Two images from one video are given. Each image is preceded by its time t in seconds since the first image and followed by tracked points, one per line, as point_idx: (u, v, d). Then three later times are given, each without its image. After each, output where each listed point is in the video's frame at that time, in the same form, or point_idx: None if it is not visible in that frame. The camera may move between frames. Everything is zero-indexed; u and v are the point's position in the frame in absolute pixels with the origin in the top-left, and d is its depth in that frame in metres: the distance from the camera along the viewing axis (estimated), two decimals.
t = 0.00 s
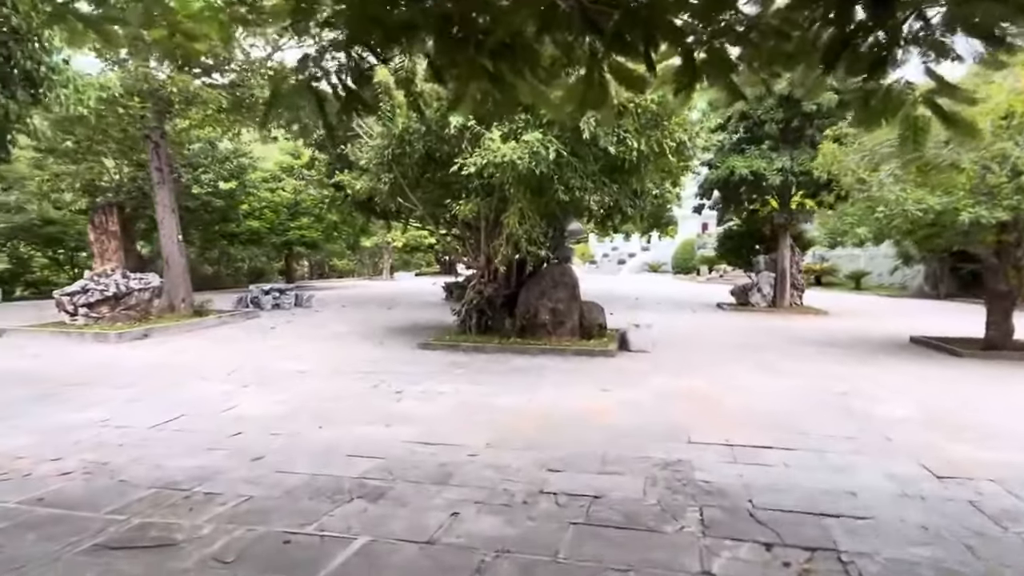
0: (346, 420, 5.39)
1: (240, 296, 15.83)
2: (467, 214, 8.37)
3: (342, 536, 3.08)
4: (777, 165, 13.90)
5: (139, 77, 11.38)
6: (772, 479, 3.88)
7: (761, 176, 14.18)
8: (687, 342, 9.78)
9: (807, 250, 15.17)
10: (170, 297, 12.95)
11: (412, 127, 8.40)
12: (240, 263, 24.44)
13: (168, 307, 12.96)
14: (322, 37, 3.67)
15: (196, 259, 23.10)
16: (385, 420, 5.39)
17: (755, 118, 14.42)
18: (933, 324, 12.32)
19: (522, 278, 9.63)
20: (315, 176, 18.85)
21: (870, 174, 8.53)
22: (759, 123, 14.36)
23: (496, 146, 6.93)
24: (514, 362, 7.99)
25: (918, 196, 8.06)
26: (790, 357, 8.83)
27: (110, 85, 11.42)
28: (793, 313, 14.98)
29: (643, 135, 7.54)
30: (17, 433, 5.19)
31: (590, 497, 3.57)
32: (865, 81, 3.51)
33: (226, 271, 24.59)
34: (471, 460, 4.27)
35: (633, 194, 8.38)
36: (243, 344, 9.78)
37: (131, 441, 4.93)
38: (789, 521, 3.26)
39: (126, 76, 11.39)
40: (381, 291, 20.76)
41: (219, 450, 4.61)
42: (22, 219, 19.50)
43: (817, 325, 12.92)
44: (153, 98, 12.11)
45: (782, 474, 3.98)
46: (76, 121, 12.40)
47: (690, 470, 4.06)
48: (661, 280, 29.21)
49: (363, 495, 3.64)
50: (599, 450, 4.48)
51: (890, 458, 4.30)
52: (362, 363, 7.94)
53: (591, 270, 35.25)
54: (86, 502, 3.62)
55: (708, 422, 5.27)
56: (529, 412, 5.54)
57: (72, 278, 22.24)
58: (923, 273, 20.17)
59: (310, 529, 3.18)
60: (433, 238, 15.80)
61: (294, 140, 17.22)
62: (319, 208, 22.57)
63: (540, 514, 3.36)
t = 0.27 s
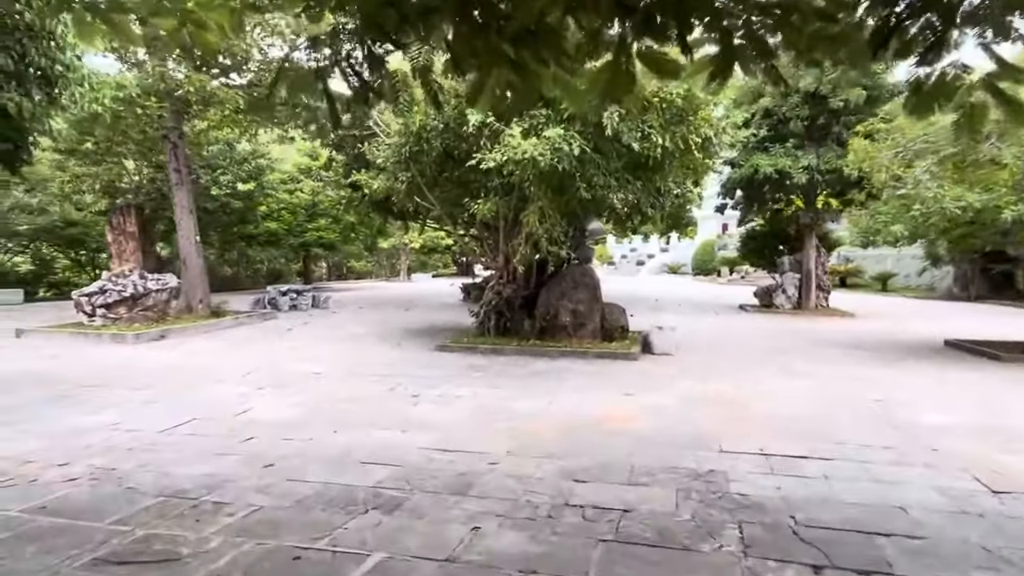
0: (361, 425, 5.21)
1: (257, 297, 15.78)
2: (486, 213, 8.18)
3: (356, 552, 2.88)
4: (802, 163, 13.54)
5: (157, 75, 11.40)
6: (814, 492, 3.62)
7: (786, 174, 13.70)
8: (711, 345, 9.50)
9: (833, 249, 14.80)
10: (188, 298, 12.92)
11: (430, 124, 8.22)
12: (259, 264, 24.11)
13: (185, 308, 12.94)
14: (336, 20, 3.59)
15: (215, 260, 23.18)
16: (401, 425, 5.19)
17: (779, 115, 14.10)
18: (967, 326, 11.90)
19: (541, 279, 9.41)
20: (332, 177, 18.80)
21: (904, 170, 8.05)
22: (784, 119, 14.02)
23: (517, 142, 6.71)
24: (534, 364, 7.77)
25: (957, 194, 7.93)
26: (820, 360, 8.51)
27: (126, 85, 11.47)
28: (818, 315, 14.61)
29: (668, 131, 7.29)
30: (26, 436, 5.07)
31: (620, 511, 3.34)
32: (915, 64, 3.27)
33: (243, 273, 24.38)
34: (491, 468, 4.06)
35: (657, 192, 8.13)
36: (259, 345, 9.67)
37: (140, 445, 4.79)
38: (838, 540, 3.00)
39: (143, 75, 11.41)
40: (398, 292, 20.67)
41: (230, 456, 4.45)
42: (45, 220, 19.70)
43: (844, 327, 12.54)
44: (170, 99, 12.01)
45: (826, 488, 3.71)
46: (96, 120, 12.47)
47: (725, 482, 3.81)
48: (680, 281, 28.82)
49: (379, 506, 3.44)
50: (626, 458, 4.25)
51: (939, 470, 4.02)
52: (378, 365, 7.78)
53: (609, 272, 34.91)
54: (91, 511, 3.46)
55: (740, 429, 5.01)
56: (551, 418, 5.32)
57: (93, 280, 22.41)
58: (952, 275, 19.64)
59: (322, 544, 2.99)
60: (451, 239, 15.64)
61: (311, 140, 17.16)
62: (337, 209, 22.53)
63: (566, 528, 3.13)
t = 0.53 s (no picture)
0: (378, 433, 5.01)
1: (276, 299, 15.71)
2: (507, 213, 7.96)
3: None
4: (830, 162, 13.13)
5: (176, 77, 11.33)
6: (866, 514, 3.35)
7: (814, 169, 13.15)
8: (738, 349, 9.20)
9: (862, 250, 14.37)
10: (206, 300, 12.87)
11: (449, 122, 8.01)
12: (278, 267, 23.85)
13: (204, 310, 12.89)
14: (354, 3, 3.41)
15: (235, 262, 23.21)
16: (421, 433, 4.98)
17: (806, 113, 13.72)
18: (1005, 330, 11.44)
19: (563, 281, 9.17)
20: (351, 179, 18.72)
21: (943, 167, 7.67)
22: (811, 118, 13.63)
23: (540, 140, 6.48)
24: (556, 369, 7.54)
25: (1001, 191, 7.60)
26: (854, 366, 8.17)
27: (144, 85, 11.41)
28: (847, 319, 14.19)
29: (695, 128, 7.01)
30: (38, 444, 4.95)
31: (656, 533, 3.10)
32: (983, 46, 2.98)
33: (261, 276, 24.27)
34: (515, 482, 3.83)
35: (683, 192, 7.86)
36: (277, 348, 9.54)
37: (151, 454, 4.63)
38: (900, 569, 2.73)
39: (162, 76, 11.33)
40: (416, 294, 20.53)
41: (242, 466, 4.28)
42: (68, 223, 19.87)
43: (875, 331, 12.14)
44: (189, 100, 11.88)
45: (879, 508, 3.44)
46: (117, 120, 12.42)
47: (767, 500, 3.55)
48: (702, 283, 28.37)
49: (397, 524, 3.24)
50: (659, 472, 4.00)
51: (1000, 488, 3.72)
52: (397, 369, 7.60)
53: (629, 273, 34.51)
54: (96, 525, 3.29)
55: (777, 441, 4.73)
56: (576, 427, 5.08)
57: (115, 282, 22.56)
58: (985, 277, 19.03)
59: (336, 566, 2.78)
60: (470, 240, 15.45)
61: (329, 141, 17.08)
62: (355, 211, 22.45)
63: (598, 551, 2.90)
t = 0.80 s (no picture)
0: (395, 440, 4.84)
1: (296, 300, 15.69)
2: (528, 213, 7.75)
3: None
4: (862, 160, 12.72)
5: (197, 78, 11.30)
6: (920, 537, 3.08)
7: (845, 171, 12.92)
8: (768, 353, 8.89)
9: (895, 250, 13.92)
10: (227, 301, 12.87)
11: (469, 120, 7.84)
12: (300, 268, 24.08)
13: (225, 312, 12.88)
14: None
15: (257, 264, 23.30)
16: (440, 441, 4.80)
17: (837, 109, 13.32)
18: None
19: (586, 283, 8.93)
20: (371, 180, 18.67)
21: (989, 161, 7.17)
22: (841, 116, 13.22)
23: (563, 136, 6.25)
24: (579, 374, 7.32)
25: None
26: (890, 371, 7.83)
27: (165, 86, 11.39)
28: (878, 321, 13.76)
29: (725, 124, 6.73)
30: (50, 449, 4.86)
31: (691, 556, 2.87)
32: None
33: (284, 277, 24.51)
34: (538, 496, 3.63)
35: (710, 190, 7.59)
36: (296, 350, 9.45)
37: (164, 462, 4.50)
38: None
39: (184, 78, 11.29)
40: (436, 295, 20.44)
41: (255, 475, 4.13)
42: (94, 225, 20.09)
43: (909, 334, 11.72)
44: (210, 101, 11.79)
45: (934, 530, 3.17)
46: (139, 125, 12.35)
47: (811, 520, 3.30)
48: (726, 284, 27.91)
49: (413, 542, 3.05)
50: (691, 487, 3.76)
51: None
52: (416, 373, 7.44)
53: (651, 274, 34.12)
54: (101, 539, 3.16)
55: (816, 452, 4.45)
56: (602, 435, 4.86)
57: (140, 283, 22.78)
58: (1022, 278, 18.39)
59: None
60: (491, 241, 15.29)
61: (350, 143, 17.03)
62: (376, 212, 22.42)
63: None
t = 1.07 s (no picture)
0: (415, 447, 4.64)
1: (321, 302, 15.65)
2: (553, 212, 7.49)
3: None
4: (903, 157, 12.19)
5: (221, 77, 11.24)
6: (989, 567, 2.78)
7: (886, 168, 12.42)
8: (805, 358, 8.51)
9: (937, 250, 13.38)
10: (252, 302, 12.85)
11: (493, 116, 7.64)
12: (326, 269, 24.16)
13: (250, 312, 12.87)
14: None
15: (284, 265, 23.41)
16: (461, 449, 4.59)
17: (876, 104, 12.81)
18: None
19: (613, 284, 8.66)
20: (396, 180, 18.60)
21: None
22: (882, 110, 12.70)
23: (590, 130, 5.98)
24: (607, 378, 7.07)
25: None
26: (937, 378, 7.42)
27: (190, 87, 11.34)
28: (919, 325, 13.22)
29: (761, 117, 6.41)
30: (65, 452, 4.76)
31: None
32: None
33: (310, 279, 24.61)
34: (564, 512, 3.39)
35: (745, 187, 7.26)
36: (318, 352, 9.34)
37: (176, 467, 4.37)
38: None
39: (208, 77, 11.24)
40: (461, 297, 20.28)
41: (268, 483, 3.96)
42: (125, 226, 20.37)
43: (953, 338, 11.21)
44: (235, 101, 11.72)
45: (1004, 559, 2.86)
46: (164, 121, 12.46)
47: (865, 544, 3.01)
48: (757, 286, 27.30)
49: (430, 561, 2.84)
50: (730, 504, 3.49)
51: None
52: (439, 376, 7.25)
53: (679, 276, 33.57)
54: (103, 551, 3.00)
55: (864, 466, 4.14)
56: (632, 446, 4.59)
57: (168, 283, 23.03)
58: None
59: None
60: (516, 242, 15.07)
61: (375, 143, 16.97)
62: (401, 214, 22.35)
63: None
